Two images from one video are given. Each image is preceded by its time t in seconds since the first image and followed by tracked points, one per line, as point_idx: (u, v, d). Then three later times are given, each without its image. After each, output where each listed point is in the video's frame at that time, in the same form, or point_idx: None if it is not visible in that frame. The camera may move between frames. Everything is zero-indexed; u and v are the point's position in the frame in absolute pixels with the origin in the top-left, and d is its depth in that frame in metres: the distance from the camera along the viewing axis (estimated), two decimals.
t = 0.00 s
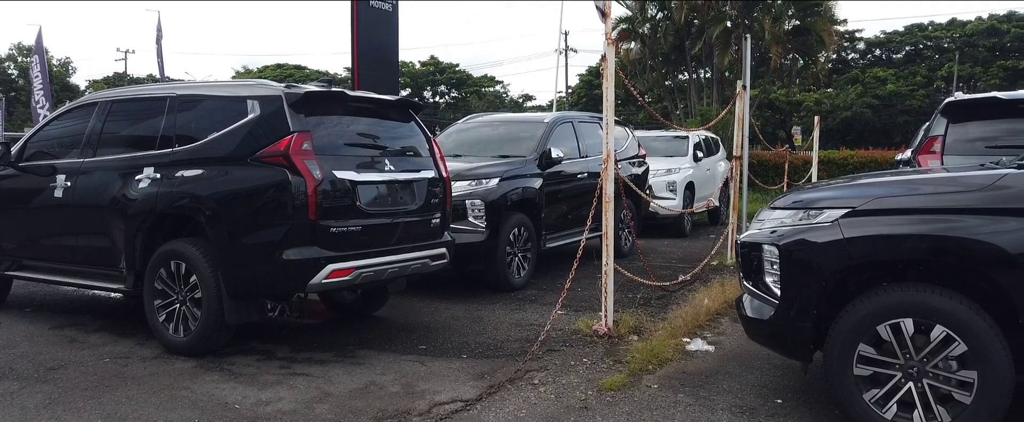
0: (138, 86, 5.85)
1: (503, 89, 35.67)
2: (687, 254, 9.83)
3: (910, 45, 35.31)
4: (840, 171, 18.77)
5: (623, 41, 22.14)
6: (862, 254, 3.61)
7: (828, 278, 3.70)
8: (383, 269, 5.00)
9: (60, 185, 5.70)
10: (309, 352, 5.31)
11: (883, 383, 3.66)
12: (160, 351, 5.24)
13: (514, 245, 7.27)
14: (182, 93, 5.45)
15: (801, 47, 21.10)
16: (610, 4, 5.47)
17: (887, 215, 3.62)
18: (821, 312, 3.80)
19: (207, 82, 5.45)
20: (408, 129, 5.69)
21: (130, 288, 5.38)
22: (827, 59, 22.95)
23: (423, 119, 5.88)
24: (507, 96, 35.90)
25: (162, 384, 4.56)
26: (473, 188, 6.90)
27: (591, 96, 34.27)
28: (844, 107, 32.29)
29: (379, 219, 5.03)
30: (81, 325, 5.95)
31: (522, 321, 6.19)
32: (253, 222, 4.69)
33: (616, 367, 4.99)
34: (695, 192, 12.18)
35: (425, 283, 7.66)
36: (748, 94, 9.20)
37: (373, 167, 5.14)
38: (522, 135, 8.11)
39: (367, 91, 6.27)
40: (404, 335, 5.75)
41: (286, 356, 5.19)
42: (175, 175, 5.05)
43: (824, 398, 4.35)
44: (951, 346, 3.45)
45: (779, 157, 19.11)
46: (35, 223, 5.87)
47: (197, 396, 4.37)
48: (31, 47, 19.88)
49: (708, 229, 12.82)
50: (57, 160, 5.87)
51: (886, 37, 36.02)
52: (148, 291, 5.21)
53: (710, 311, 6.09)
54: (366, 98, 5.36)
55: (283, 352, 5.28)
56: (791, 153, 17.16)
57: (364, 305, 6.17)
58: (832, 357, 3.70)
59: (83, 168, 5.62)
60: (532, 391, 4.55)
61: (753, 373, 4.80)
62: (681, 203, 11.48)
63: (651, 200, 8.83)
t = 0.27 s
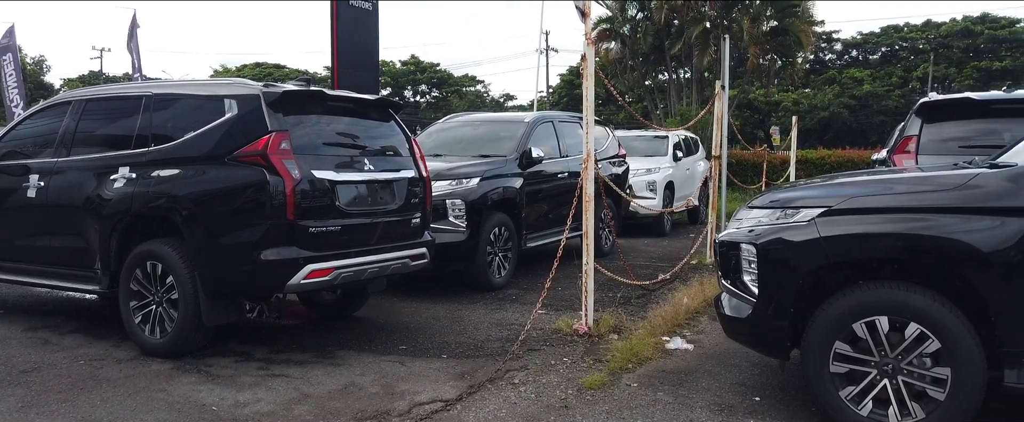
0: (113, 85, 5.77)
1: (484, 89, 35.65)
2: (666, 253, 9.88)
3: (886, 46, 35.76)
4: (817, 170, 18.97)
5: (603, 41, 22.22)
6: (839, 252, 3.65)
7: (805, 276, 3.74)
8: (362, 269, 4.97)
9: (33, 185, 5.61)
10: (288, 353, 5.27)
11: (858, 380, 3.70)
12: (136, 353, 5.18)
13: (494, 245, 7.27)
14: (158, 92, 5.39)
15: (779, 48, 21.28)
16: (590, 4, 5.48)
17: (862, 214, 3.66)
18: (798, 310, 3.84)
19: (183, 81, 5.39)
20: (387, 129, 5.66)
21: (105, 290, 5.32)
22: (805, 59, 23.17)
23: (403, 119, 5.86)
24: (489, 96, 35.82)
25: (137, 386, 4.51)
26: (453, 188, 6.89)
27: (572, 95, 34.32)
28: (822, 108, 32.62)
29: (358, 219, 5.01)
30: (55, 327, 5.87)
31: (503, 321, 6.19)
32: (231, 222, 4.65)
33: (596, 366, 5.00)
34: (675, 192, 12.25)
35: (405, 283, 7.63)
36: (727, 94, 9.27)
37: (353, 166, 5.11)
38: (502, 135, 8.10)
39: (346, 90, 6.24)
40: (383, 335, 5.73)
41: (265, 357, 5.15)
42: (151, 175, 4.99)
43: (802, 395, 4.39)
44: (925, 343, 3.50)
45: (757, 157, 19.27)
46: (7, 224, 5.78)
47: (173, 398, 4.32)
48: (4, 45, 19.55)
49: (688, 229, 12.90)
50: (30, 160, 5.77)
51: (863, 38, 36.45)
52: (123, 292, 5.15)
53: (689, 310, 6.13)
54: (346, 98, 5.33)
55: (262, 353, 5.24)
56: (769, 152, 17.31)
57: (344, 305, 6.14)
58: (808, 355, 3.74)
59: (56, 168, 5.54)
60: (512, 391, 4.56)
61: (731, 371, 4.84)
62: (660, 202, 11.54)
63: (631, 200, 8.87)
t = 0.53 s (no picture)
0: (88, 84, 5.69)
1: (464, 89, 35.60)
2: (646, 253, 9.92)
3: (863, 47, 36.19)
4: (795, 170, 19.16)
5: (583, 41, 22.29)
6: (814, 251, 3.69)
7: (781, 275, 3.78)
8: (341, 270, 4.95)
9: (5, 185, 5.52)
10: (266, 354, 5.23)
11: (834, 378, 3.75)
12: (111, 355, 5.12)
13: (474, 245, 7.27)
14: (133, 91, 5.32)
15: (757, 49, 21.46)
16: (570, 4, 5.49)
17: (838, 213, 3.70)
18: (774, 309, 3.87)
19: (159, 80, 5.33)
20: (367, 128, 5.64)
21: (80, 291, 5.25)
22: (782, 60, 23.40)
23: (382, 119, 5.83)
24: (469, 95, 35.79)
25: (112, 389, 4.45)
26: (433, 188, 6.87)
27: (552, 95, 34.36)
28: (799, 108, 32.93)
29: (337, 219, 4.98)
30: (28, 330, 5.78)
31: (482, 321, 6.18)
32: (207, 222, 4.60)
33: (575, 365, 5.02)
34: (654, 192, 12.31)
35: (385, 284, 7.60)
36: (706, 95, 9.33)
37: (331, 166, 5.09)
38: (482, 135, 8.09)
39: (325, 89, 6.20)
40: (363, 336, 5.71)
41: (242, 359, 5.11)
42: (126, 175, 4.93)
43: (779, 393, 4.43)
44: (899, 341, 3.54)
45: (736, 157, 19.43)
46: None
47: (148, 401, 4.27)
48: None
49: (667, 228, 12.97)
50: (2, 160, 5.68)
51: (839, 39, 36.88)
52: (98, 294, 5.09)
53: (668, 309, 6.16)
54: (324, 97, 5.30)
55: (239, 355, 5.19)
56: (747, 152, 17.47)
57: (322, 306, 6.10)
58: (785, 353, 3.77)
59: (29, 168, 5.45)
60: (492, 391, 4.55)
61: (710, 369, 4.87)
62: (640, 202, 11.59)
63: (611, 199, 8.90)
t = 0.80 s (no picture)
0: (60, 83, 5.61)
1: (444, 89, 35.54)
2: (626, 253, 9.96)
3: (839, 48, 36.60)
4: (772, 170, 19.33)
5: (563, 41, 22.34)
6: (790, 250, 3.72)
7: (757, 274, 3.81)
8: (319, 271, 4.91)
9: None
10: (243, 356, 5.19)
11: (810, 375, 3.78)
12: (84, 358, 5.05)
13: (454, 245, 7.25)
14: (107, 90, 5.25)
15: (735, 50, 21.59)
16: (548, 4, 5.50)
17: (812, 212, 3.74)
18: (751, 307, 3.91)
19: (133, 80, 5.26)
20: (345, 128, 5.61)
21: (52, 293, 5.17)
22: (760, 61, 23.60)
23: (360, 119, 5.80)
24: (449, 95, 35.71)
25: (85, 392, 4.39)
26: (412, 188, 6.85)
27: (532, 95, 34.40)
28: (776, 108, 33.23)
29: (314, 219, 4.95)
30: None
31: (462, 321, 6.17)
32: (182, 223, 4.55)
33: (555, 365, 5.02)
34: (634, 192, 12.36)
35: (364, 284, 7.56)
36: (684, 95, 9.38)
37: (309, 166, 5.05)
38: (462, 135, 8.08)
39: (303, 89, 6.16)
40: (341, 337, 5.67)
41: (219, 361, 5.06)
42: (100, 175, 4.87)
43: (755, 391, 4.47)
44: (873, 339, 3.59)
45: (714, 157, 19.56)
46: None
47: (123, 404, 4.22)
48: None
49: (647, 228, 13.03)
50: None
51: (815, 41, 37.28)
52: (71, 296, 5.02)
53: (647, 308, 6.19)
54: (301, 97, 5.26)
55: (215, 357, 5.14)
56: (725, 152, 17.60)
57: (300, 307, 6.06)
58: (761, 351, 3.80)
59: None
60: (471, 391, 4.55)
61: (688, 368, 4.90)
62: (619, 201, 11.64)
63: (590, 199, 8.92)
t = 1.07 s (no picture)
0: (30, 82, 5.52)
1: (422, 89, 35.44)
2: (604, 252, 9.99)
3: (814, 49, 37.03)
4: (748, 170, 19.51)
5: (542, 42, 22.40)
6: (765, 249, 3.76)
7: (732, 273, 3.84)
8: (295, 271, 4.88)
9: None
10: (218, 358, 5.13)
11: (784, 373, 3.82)
12: (55, 361, 4.97)
13: (432, 246, 7.23)
14: (78, 89, 5.18)
15: (711, 50, 21.62)
16: (525, 4, 5.51)
17: (787, 212, 3.78)
18: (726, 306, 3.94)
19: (105, 78, 5.19)
20: (321, 128, 5.57)
21: (21, 296, 5.09)
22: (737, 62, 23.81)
23: (337, 118, 5.77)
24: (428, 95, 35.61)
25: (56, 396, 4.32)
26: (390, 188, 6.82)
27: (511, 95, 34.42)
28: (753, 109, 33.54)
29: (290, 220, 4.91)
30: None
31: (440, 322, 6.16)
32: (155, 224, 4.50)
33: (532, 365, 5.03)
34: (612, 191, 12.40)
35: (341, 285, 7.52)
36: (661, 96, 9.43)
37: (285, 166, 5.01)
38: (440, 134, 8.06)
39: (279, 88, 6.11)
40: (318, 338, 5.64)
41: (193, 363, 5.01)
42: (71, 175, 4.80)
43: (731, 389, 4.50)
44: (846, 336, 3.63)
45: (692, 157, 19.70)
46: None
47: (94, 408, 4.16)
48: None
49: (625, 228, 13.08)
50: None
51: (791, 42, 37.69)
52: (41, 298, 4.94)
53: (625, 308, 6.22)
54: (277, 96, 5.22)
55: (190, 359, 5.09)
56: (702, 152, 17.74)
57: (276, 309, 6.01)
58: (737, 349, 3.83)
59: None
60: (449, 392, 4.54)
61: (664, 367, 4.93)
62: (597, 201, 11.68)
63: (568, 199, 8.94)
